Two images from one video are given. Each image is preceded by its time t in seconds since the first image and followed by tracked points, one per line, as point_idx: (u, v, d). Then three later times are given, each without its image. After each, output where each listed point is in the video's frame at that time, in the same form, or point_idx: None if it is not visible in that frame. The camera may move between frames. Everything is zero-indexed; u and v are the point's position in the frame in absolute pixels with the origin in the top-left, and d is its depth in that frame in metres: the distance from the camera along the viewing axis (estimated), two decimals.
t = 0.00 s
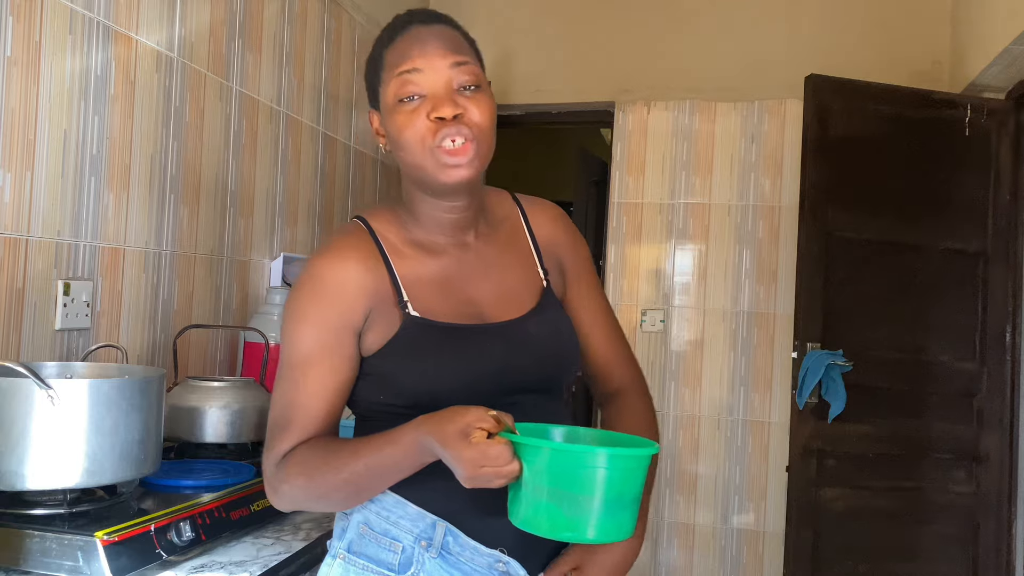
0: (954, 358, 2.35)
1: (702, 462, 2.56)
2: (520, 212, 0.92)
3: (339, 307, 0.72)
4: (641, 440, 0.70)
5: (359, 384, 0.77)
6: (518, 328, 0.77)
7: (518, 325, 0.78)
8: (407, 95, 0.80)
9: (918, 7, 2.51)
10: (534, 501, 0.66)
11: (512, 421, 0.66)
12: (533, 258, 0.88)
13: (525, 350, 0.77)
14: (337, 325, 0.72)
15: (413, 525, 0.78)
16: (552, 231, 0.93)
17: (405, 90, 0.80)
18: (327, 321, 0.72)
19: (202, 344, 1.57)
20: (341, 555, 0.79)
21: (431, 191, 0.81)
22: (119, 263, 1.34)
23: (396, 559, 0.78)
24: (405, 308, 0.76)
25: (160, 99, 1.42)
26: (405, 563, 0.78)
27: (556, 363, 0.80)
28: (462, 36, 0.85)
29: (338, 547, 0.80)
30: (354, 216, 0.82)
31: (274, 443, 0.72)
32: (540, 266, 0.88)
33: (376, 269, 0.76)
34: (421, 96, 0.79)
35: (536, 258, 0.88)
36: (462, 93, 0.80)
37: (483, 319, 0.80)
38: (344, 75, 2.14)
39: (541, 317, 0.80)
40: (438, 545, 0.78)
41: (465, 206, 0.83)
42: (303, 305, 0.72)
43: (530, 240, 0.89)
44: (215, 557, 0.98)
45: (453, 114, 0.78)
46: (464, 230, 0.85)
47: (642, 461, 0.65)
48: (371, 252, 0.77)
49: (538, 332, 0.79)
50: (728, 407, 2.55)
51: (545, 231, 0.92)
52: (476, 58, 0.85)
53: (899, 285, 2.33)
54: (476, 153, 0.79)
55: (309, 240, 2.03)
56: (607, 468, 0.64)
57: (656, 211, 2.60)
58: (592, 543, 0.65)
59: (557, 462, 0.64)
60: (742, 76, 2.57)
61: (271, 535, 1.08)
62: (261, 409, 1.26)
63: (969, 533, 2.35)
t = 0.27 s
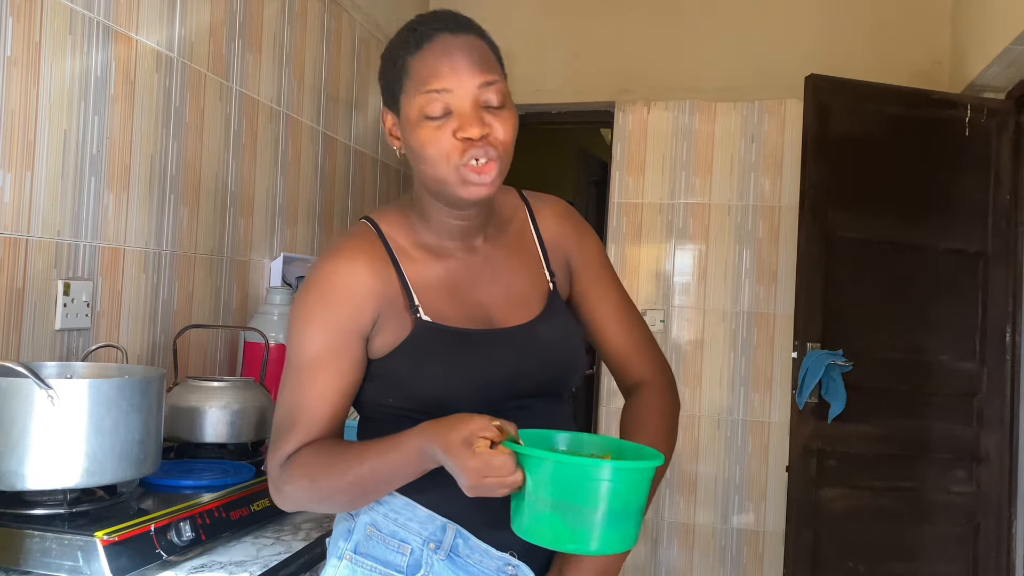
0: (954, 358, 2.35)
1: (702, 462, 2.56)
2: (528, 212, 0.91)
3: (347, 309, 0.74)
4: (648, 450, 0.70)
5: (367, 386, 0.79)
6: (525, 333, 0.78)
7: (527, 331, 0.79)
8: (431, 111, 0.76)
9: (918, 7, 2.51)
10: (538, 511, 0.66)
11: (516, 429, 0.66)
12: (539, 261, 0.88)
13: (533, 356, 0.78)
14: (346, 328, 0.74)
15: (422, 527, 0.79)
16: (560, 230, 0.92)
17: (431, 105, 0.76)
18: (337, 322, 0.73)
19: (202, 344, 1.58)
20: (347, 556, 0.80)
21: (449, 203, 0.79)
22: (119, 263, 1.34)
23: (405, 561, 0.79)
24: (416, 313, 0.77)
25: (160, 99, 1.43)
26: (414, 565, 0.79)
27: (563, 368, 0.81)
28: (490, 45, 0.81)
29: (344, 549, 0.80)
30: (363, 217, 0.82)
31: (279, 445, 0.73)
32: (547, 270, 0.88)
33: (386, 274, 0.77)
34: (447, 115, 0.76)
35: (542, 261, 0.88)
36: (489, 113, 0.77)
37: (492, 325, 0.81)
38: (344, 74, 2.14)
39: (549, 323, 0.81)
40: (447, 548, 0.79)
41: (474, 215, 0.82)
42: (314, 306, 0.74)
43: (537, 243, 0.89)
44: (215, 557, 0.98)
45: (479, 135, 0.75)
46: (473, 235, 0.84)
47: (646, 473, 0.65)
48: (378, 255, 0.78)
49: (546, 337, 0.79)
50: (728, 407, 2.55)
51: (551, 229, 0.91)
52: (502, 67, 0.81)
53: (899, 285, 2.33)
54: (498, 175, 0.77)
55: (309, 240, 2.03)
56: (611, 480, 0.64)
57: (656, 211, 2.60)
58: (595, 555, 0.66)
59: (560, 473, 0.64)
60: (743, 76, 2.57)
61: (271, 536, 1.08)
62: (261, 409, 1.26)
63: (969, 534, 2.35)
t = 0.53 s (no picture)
0: (954, 358, 2.35)
1: (702, 462, 2.56)
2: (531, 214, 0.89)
3: (349, 310, 0.74)
4: (638, 455, 0.69)
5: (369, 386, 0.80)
6: (529, 338, 0.79)
7: (532, 336, 0.80)
8: (481, 152, 0.72)
9: (918, 7, 2.51)
10: (523, 516, 0.66)
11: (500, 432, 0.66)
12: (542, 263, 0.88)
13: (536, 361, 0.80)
14: (350, 328, 0.74)
15: (424, 530, 0.80)
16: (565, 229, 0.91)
17: (483, 148, 0.72)
18: (341, 323, 0.73)
19: (202, 344, 1.57)
20: (348, 558, 0.80)
21: (470, 230, 0.78)
22: (119, 262, 1.34)
23: (407, 563, 0.80)
24: (419, 317, 0.78)
25: (160, 98, 1.42)
26: (416, 567, 0.80)
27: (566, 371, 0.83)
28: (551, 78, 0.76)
29: (345, 550, 0.80)
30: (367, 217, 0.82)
31: (279, 444, 0.73)
32: (550, 273, 0.88)
33: (389, 276, 0.77)
34: (498, 163, 0.72)
35: (545, 264, 0.88)
36: (537, 166, 0.74)
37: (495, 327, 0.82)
38: (344, 74, 2.14)
39: (556, 329, 0.82)
40: (449, 551, 0.80)
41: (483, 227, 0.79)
42: (318, 306, 0.73)
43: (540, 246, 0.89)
44: (215, 557, 0.98)
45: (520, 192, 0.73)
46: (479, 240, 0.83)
47: (636, 479, 0.65)
48: (381, 256, 0.78)
49: (551, 344, 0.80)
50: (728, 407, 2.55)
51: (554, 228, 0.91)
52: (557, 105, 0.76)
53: (899, 285, 2.33)
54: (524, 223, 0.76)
55: (309, 239, 2.02)
56: (601, 485, 0.63)
57: (656, 211, 2.59)
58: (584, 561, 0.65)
59: (548, 478, 0.64)
60: (743, 77, 2.58)
61: (271, 536, 1.07)
62: (261, 409, 1.26)
63: (969, 534, 2.35)
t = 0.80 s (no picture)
0: (953, 358, 2.35)
1: (702, 462, 2.56)
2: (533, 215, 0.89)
3: (356, 310, 0.74)
4: (633, 458, 0.69)
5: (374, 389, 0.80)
6: (534, 344, 0.81)
7: (537, 343, 0.81)
8: (509, 199, 0.71)
9: (918, 7, 2.51)
10: (516, 520, 0.65)
11: (489, 431, 0.65)
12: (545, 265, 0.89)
13: (541, 365, 0.81)
14: (355, 331, 0.74)
15: (428, 528, 0.80)
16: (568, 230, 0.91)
17: (511, 196, 0.71)
18: (347, 325, 0.73)
19: (202, 344, 1.57)
20: (350, 558, 0.80)
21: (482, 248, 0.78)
22: (119, 263, 1.34)
23: (411, 562, 0.80)
24: (427, 320, 0.78)
25: (160, 98, 1.42)
26: (420, 566, 0.80)
27: (568, 375, 0.84)
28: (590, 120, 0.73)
29: (347, 551, 0.80)
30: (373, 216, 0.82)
31: (284, 443, 0.74)
32: (553, 277, 0.89)
33: (396, 279, 0.78)
34: (524, 211, 0.71)
35: (550, 268, 0.89)
36: (560, 214, 0.73)
37: (498, 331, 0.82)
38: (344, 74, 2.14)
39: (560, 335, 0.84)
40: (454, 549, 0.80)
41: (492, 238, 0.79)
42: (323, 307, 0.73)
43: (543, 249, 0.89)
44: (215, 557, 0.98)
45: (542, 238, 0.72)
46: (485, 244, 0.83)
47: (628, 484, 0.64)
48: (388, 257, 0.78)
49: (556, 351, 0.82)
50: (728, 407, 2.55)
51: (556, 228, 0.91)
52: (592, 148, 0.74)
53: (899, 284, 2.33)
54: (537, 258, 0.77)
55: (309, 239, 2.02)
56: (595, 487, 0.63)
57: (656, 211, 2.59)
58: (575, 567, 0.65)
59: (540, 482, 0.64)
60: (744, 77, 2.58)
61: (271, 536, 1.07)
62: (261, 409, 1.26)
63: (969, 534, 2.35)
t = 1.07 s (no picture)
0: (953, 358, 2.35)
1: (702, 462, 2.56)
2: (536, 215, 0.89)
3: (357, 312, 0.74)
4: (633, 464, 0.69)
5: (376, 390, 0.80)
6: (534, 345, 0.81)
7: (537, 344, 0.81)
8: (497, 208, 0.71)
9: (918, 7, 2.51)
10: (515, 529, 0.65)
11: (485, 438, 0.65)
12: (547, 265, 0.89)
13: (541, 367, 0.81)
14: (356, 334, 0.74)
15: (432, 530, 0.80)
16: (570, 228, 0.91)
17: (499, 205, 0.71)
18: (347, 328, 0.73)
19: (202, 344, 1.57)
20: (354, 560, 0.81)
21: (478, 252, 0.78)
22: (119, 263, 1.34)
23: (415, 563, 0.80)
24: (430, 323, 0.79)
25: (160, 98, 1.42)
26: (425, 567, 0.80)
27: (569, 376, 0.84)
28: (581, 125, 0.72)
29: (351, 553, 0.81)
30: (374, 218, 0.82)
31: (286, 446, 0.74)
32: (556, 278, 0.89)
33: (396, 281, 0.78)
34: (512, 218, 0.72)
35: (552, 269, 0.89)
36: (551, 220, 0.73)
37: (498, 332, 0.83)
38: (344, 74, 2.14)
39: (561, 336, 0.84)
40: (458, 550, 0.79)
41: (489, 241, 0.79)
42: (323, 310, 0.73)
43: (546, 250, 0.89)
44: (215, 557, 0.98)
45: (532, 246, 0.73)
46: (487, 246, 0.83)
47: (626, 491, 0.64)
48: (390, 260, 0.78)
49: (557, 352, 0.82)
50: (728, 407, 2.55)
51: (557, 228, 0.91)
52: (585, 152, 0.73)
53: (899, 285, 2.33)
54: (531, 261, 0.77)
55: (309, 239, 2.03)
56: (592, 495, 0.63)
57: (656, 211, 2.59)
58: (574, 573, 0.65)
59: (538, 490, 0.63)
60: (744, 77, 2.58)
61: (271, 536, 1.07)
62: (261, 409, 1.26)
63: (968, 534, 2.35)
